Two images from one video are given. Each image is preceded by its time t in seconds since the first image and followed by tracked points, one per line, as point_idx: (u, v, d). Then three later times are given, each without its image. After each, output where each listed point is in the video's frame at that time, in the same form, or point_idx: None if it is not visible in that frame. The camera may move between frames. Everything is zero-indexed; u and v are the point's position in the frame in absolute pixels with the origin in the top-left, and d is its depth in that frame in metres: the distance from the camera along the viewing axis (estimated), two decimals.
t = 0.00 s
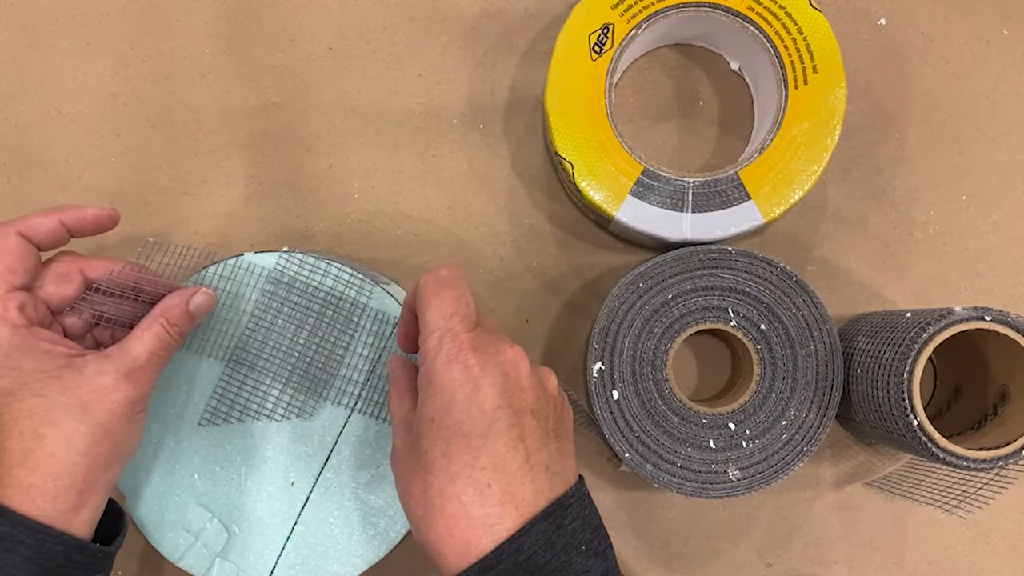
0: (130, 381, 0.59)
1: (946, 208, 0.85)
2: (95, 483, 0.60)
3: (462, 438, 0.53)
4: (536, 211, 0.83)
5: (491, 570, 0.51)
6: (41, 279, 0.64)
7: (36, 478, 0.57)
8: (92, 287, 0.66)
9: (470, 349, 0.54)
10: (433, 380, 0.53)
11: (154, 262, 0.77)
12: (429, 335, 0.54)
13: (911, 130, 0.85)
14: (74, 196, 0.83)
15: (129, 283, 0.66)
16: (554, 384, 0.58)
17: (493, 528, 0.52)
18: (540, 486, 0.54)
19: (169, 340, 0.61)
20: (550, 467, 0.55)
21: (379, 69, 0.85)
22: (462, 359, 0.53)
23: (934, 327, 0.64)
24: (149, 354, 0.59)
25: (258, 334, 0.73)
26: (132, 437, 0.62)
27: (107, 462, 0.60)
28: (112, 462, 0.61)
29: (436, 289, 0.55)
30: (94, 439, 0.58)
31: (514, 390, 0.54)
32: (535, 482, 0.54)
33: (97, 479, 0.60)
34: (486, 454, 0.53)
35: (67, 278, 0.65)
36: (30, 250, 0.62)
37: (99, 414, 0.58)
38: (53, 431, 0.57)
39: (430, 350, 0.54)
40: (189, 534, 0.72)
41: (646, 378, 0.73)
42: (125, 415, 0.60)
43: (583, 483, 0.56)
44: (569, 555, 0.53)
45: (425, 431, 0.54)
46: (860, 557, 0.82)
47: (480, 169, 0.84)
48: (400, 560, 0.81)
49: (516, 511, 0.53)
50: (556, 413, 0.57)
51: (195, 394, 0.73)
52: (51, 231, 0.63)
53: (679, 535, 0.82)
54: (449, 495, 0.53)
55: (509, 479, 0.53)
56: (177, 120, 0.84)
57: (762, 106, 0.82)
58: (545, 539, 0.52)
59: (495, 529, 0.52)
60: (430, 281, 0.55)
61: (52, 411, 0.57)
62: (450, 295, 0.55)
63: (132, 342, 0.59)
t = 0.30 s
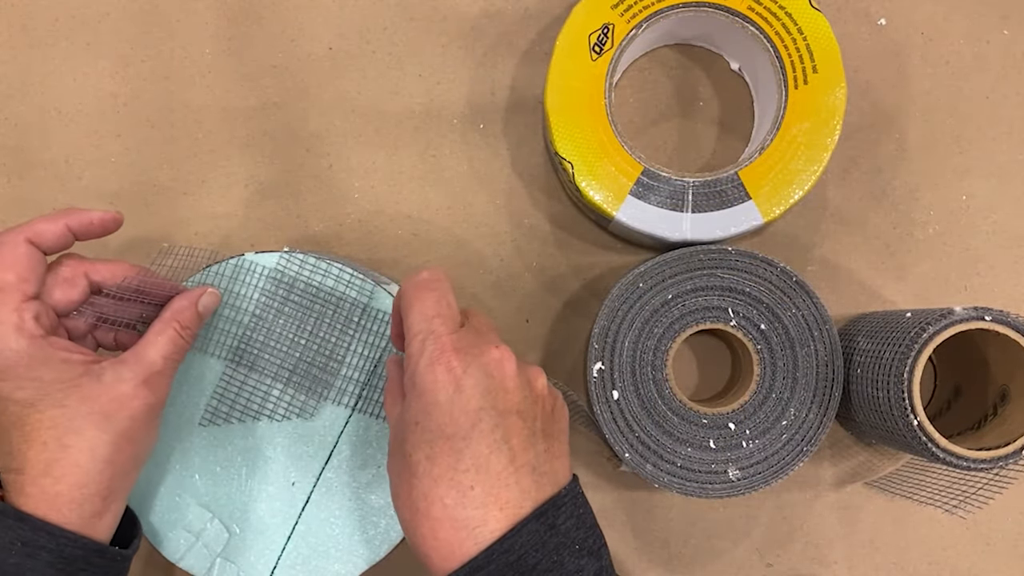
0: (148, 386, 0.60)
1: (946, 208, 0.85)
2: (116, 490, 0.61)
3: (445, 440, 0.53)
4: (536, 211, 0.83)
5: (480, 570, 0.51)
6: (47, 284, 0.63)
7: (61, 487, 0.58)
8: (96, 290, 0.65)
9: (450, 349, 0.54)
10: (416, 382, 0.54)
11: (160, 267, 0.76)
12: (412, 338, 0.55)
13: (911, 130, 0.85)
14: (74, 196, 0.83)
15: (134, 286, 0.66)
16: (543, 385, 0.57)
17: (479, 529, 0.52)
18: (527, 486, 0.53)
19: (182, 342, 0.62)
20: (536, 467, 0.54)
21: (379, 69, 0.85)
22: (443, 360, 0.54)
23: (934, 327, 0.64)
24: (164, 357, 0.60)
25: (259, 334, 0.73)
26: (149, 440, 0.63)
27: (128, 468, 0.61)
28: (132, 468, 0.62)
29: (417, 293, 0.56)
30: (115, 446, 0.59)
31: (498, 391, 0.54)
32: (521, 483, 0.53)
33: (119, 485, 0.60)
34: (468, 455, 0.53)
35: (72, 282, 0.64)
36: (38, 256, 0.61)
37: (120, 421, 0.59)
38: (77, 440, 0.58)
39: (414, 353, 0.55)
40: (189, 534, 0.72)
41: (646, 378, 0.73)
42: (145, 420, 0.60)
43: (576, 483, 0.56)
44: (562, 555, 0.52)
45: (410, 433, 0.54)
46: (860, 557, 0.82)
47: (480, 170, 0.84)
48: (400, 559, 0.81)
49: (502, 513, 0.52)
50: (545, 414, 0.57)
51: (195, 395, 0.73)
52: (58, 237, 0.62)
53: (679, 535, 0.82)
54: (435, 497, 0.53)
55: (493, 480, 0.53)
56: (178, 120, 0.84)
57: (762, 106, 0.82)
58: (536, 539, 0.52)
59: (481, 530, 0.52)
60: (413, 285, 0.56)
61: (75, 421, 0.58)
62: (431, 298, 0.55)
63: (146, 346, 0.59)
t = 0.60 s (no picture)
0: (138, 396, 0.58)
1: (946, 208, 0.85)
2: (107, 503, 0.59)
3: (453, 450, 0.53)
4: (536, 211, 0.83)
5: None
6: (36, 294, 0.63)
7: (53, 500, 0.56)
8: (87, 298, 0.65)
9: (456, 358, 0.53)
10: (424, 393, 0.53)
11: (148, 276, 0.75)
12: (417, 345, 0.54)
13: (911, 130, 0.85)
14: (74, 196, 0.83)
15: (123, 293, 0.65)
16: (546, 393, 0.58)
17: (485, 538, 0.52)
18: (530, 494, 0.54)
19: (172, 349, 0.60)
20: (540, 475, 0.55)
21: (379, 69, 0.85)
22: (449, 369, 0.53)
23: (934, 327, 0.64)
24: (154, 365, 0.58)
25: (259, 334, 0.73)
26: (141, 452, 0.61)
27: (119, 480, 0.59)
28: (123, 479, 0.60)
29: (421, 299, 0.55)
30: (105, 459, 0.58)
31: (505, 400, 0.54)
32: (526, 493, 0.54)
33: (109, 498, 0.59)
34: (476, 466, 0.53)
35: (61, 290, 0.64)
36: (23, 266, 0.61)
37: (110, 433, 0.57)
38: (66, 454, 0.56)
39: (419, 362, 0.54)
40: (189, 534, 0.72)
41: (646, 379, 0.73)
42: (135, 432, 0.59)
43: (576, 489, 0.56)
44: (564, 561, 0.53)
45: (416, 442, 0.54)
46: (859, 556, 0.82)
47: (480, 169, 0.84)
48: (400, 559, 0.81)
49: (507, 522, 0.53)
50: (548, 421, 0.57)
51: (195, 394, 0.73)
52: (40, 245, 0.61)
53: (679, 535, 0.82)
54: (439, 506, 0.53)
55: (499, 490, 0.53)
56: (178, 120, 0.84)
57: (762, 106, 0.82)
58: (540, 545, 0.53)
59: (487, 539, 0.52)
60: (416, 291, 0.55)
61: (64, 434, 0.56)
62: (435, 305, 0.55)
63: (134, 354, 0.57)
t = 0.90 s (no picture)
0: (127, 411, 0.55)
1: (946, 208, 0.85)
2: (85, 518, 0.56)
3: (503, 475, 0.49)
4: (536, 211, 0.83)
5: None
6: (45, 293, 0.61)
7: (23, 512, 0.54)
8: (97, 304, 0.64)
9: (503, 379, 0.50)
10: (471, 412, 0.50)
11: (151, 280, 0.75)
12: (463, 362, 0.51)
13: (911, 130, 0.85)
14: (74, 196, 0.83)
15: (134, 302, 0.65)
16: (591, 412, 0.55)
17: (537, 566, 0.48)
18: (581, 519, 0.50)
19: (173, 365, 0.56)
20: (589, 498, 0.51)
21: (379, 69, 0.84)
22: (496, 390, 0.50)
23: (934, 327, 0.64)
24: (150, 380, 0.55)
25: (259, 334, 0.73)
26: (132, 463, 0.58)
27: (102, 494, 0.56)
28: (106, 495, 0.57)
29: (466, 314, 0.52)
30: (85, 472, 0.54)
31: (554, 421, 0.51)
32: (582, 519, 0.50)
33: (87, 515, 0.56)
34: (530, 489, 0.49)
35: (72, 292, 0.62)
36: (33, 264, 0.59)
37: (94, 446, 0.54)
38: (45, 463, 0.54)
39: (466, 380, 0.51)
40: (189, 534, 0.72)
41: (646, 379, 0.73)
42: (123, 447, 0.56)
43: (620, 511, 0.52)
44: None
45: (463, 467, 0.51)
46: (859, 556, 0.82)
47: (481, 169, 0.84)
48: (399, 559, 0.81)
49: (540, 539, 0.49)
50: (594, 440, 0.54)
51: (195, 394, 0.73)
52: (56, 245, 0.59)
53: (679, 535, 0.82)
54: (490, 534, 0.49)
55: (553, 516, 0.49)
56: (177, 120, 0.84)
57: (761, 106, 0.82)
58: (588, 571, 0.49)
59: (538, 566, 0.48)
60: (461, 306, 0.52)
61: (44, 442, 0.54)
62: (480, 320, 0.51)
63: (133, 367, 0.54)
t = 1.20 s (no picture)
0: (48, 356, 0.58)
1: (946, 208, 0.85)
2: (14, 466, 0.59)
3: (417, 420, 0.54)
4: (537, 211, 0.83)
5: (446, 544, 0.50)
6: None
7: None
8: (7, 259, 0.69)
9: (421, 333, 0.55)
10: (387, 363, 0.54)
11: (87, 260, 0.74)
12: (380, 316, 0.55)
13: (910, 129, 0.85)
14: (74, 196, 0.83)
15: (41, 257, 0.68)
16: (503, 365, 0.60)
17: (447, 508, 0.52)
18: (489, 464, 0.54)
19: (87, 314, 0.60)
20: (499, 447, 0.55)
21: (379, 68, 0.84)
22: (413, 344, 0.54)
23: (934, 327, 0.64)
24: (67, 327, 0.59)
25: (259, 334, 0.72)
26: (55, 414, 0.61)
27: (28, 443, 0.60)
28: (31, 445, 0.60)
29: (385, 272, 0.55)
30: (13, 419, 0.58)
31: (467, 372, 0.56)
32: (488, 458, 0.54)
33: (16, 462, 0.59)
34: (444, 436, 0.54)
35: None
36: None
37: (16, 392, 0.58)
38: None
39: (384, 333, 0.55)
40: (189, 534, 0.72)
41: (645, 378, 0.73)
42: (47, 392, 0.59)
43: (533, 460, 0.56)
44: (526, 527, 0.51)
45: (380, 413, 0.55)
46: (859, 556, 0.82)
47: (480, 169, 0.84)
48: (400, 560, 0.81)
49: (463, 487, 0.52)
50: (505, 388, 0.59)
51: (195, 394, 0.73)
52: None
53: (679, 535, 0.82)
54: (406, 479, 0.54)
55: (464, 458, 0.54)
56: (177, 120, 0.84)
57: (762, 106, 0.82)
58: (500, 512, 0.51)
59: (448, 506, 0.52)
60: (380, 263, 0.55)
61: None
62: (397, 277, 0.55)
63: (48, 317, 0.58)
